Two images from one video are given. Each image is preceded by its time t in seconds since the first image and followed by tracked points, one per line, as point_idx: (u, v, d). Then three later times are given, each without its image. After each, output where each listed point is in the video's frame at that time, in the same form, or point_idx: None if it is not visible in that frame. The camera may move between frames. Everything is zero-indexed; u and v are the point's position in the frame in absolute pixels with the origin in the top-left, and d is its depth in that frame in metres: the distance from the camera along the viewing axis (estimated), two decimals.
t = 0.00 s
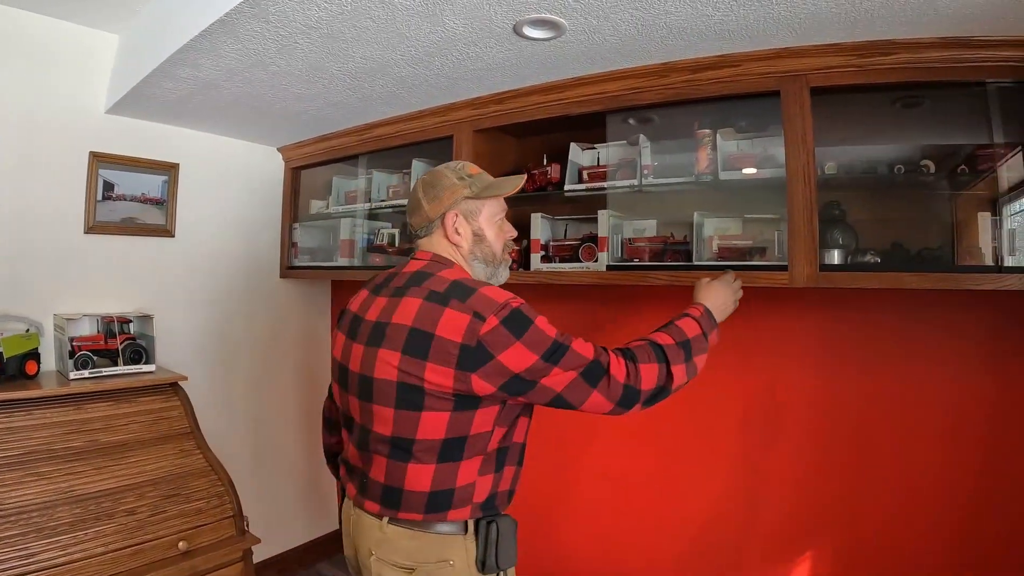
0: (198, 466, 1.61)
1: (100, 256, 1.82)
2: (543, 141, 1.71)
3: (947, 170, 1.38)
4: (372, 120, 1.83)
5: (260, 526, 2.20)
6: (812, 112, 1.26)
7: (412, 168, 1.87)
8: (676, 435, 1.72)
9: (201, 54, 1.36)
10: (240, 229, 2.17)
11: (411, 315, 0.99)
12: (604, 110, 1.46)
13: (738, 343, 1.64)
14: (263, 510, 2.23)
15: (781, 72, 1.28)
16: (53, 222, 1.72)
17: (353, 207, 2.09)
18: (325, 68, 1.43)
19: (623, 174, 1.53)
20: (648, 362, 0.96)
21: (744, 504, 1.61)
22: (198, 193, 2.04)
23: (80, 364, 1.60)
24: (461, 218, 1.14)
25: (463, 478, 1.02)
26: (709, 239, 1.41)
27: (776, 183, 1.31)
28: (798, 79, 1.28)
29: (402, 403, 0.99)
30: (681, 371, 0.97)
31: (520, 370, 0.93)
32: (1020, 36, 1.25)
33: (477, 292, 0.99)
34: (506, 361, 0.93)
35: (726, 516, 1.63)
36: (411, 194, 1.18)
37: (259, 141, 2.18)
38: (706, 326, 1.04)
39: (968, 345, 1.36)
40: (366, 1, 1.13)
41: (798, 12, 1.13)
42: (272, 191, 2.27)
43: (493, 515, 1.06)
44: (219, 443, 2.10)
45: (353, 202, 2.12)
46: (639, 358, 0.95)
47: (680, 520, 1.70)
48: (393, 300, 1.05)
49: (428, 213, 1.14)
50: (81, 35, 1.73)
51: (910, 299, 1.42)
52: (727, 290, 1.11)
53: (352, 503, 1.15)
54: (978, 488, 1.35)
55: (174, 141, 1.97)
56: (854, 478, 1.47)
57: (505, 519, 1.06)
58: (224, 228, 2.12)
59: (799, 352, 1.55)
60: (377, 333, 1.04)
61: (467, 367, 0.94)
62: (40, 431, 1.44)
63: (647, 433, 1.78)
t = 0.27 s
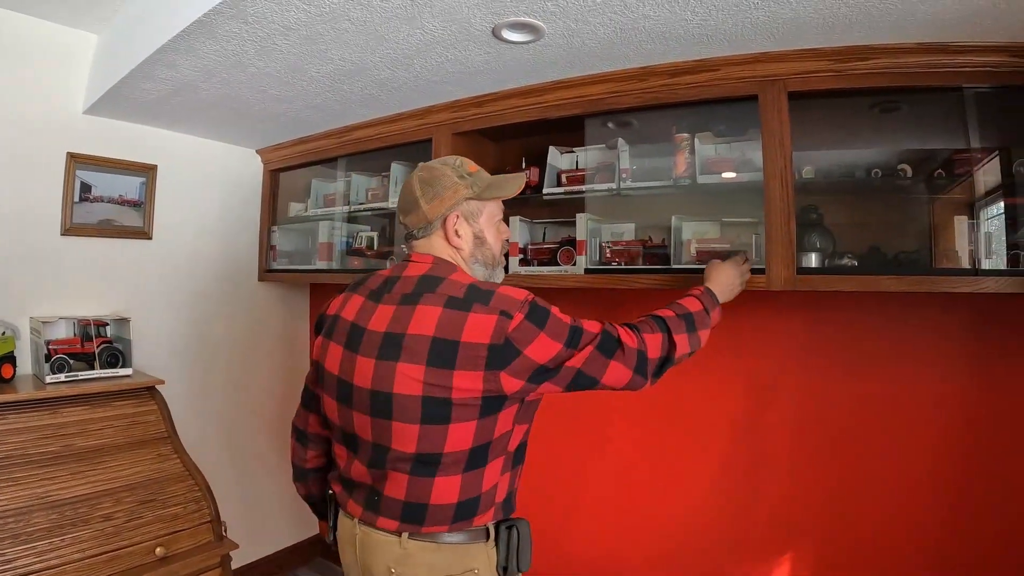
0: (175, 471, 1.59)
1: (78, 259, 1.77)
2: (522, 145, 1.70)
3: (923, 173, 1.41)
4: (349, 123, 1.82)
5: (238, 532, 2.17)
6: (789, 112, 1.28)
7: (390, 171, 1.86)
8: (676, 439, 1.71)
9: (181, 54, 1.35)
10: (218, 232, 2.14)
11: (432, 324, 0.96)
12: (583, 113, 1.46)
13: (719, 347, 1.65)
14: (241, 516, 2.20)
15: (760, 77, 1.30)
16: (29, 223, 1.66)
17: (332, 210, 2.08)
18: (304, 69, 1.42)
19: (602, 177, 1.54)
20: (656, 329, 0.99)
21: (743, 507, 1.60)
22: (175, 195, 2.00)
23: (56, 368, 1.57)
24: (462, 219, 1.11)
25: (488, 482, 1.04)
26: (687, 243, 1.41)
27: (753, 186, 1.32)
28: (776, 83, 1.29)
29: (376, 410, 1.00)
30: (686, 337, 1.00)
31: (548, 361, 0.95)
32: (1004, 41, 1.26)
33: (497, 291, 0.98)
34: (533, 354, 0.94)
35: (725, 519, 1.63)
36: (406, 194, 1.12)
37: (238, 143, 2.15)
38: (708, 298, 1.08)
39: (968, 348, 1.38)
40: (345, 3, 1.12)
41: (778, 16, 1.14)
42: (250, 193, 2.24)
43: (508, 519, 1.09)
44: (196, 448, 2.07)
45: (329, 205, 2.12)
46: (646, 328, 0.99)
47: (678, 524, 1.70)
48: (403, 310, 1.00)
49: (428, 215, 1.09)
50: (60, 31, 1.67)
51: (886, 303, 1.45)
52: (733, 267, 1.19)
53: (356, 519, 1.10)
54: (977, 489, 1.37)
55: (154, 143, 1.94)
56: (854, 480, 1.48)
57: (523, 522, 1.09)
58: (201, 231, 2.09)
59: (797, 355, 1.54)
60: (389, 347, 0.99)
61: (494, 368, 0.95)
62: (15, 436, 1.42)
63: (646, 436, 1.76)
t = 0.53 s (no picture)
0: (152, 476, 1.58)
1: (54, 261, 1.75)
2: (504, 148, 1.69)
3: (901, 177, 1.44)
4: (326, 127, 1.81)
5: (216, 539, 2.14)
6: (766, 119, 1.29)
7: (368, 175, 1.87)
8: (673, 442, 1.69)
9: (159, 56, 1.34)
10: (195, 235, 2.12)
11: (440, 334, 0.90)
12: (561, 117, 1.46)
13: (700, 349, 1.66)
14: (219, 522, 2.18)
15: (737, 82, 1.31)
16: (4, 225, 1.64)
17: (310, 214, 2.08)
18: (282, 71, 1.42)
19: (580, 181, 1.55)
20: (640, 316, 0.98)
21: (742, 510, 1.59)
22: (152, 197, 1.99)
23: (31, 372, 1.55)
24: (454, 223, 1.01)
25: (489, 485, 1.01)
26: (664, 247, 1.42)
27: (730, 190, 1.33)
28: (753, 88, 1.30)
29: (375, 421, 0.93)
30: (672, 321, 1.00)
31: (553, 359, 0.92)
32: (978, 49, 1.29)
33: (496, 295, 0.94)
34: (537, 353, 0.92)
35: (723, 525, 1.61)
36: (392, 197, 0.99)
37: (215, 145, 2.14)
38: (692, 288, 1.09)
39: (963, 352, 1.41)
40: (322, 6, 1.12)
41: (754, 22, 1.16)
42: (225, 196, 2.22)
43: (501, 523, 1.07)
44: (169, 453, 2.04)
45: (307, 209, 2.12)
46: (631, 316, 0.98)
47: (675, 529, 1.67)
48: (406, 319, 0.92)
49: (418, 221, 0.98)
50: (38, 31, 1.65)
51: (862, 309, 1.49)
52: (718, 261, 1.22)
53: (347, 532, 1.02)
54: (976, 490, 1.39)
55: (131, 145, 1.92)
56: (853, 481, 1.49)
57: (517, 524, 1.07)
58: (178, 233, 2.07)
59: (794, 359, 1.55)
60: (393, 358, 0.92)
61: (500, 371, 0.92)
62: None
63: (643, 441, 1.74)
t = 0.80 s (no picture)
0: (131, 481, 1.57)
1: (34, 263, 1.74)
2: (490, 150, 1.68)
3: (881, 180, 1.45)
4: (307, 129, 1.81)
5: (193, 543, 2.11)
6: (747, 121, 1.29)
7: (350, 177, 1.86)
8: (670, 444, 1.67)
9: (141, 56, 1.34)
10: (175, 236, 2.11)
11: (435, 340, 0.86)
12: (542, 120, 1.47)
13: (682, 350, 1.66)
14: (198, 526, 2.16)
15: (717, 85, 1.32)
16: None
17: (291, 216, 2.07)
18: (263, 72, 1.41)
19: (561, 184, 1.55)
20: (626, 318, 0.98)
21: (736, 513, 1.59)
22: (133, 199, 1.98)
23: (10, 375, 1.54)
24: (443, 227, 0.98)
25: (479, 489, 0.98)
26: (647, 249, 1.42)
27: (711, 193, 1.34)
28: (734, 92, 1.31)
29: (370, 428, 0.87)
30: (656, 323, 1.00)
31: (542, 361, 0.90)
32: (960, 52, 1.30)
33: (488, 301, 0.91)
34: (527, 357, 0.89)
35: (717, 527, 1.60)
36: (377, 202, 0.95)
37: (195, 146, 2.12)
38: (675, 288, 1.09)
39: (960, 356, 1.42)
40: (304, 7, 1.12)
41: (735, 26, 1.17)
42: (205, 197, 2.20)
43: (485, 525, 1.03)
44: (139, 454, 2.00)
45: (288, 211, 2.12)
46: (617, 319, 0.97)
47: (669, 532, 1.66)
48: (399, 325, 0.88)
49: (407, 226, 0.94)
50: (19, 31, 1.64)
51: (849, 311, 1.49)
52: (700, 259, 1.23)
53: (335, 540, 0.95)
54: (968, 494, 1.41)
55: (111, 146, 1.91)
56: (848, 484, 1.50)
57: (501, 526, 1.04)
58: (160, 235, 2.06)
59: (791, 360, 1.54)
60: (388, 365, 0.87)
61: (494, 376, 0.89)
62: None
63: (640, 443, 1.72)
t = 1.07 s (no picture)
0: (120, 483, 1.56)
1: (21, 263, 1.73)
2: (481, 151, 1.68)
3: (869, 182, 1.46)
4: (296, 129, 1.80)
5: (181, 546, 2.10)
6: (736, 123, 1.30)
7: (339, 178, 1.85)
8: (667, 445, 1.66)
9: (129, 56, 1.33)
10: (164, 236, 2.10)
11: (433, 341, 0.85)
12: (531, 121, 1.47)
13: (671, 352, 1.66)
14: (187, 528, 2.16)
15: (706, 87, 1.32)
16: None
17: (279, 217, 2.07)
18: (252, 73, 1.41)
19: (548, 186, 1.56)
20: (616, 322, 0.98)
21: (732, 514, 1.58)
22: (122, 199, 1.97)
23: None
24: (438, 229, 0.96)
25: (473, 491, 0.97)
26: (635, 251, 1.43)
27: (700, 195, 1.34)
28: (723, 94, 1.32)
29: (366, 428, 0.86)
30: (645, 327, 1.00)
31: (540, 363, 0.90)
32: (951, 55, 1.30)
33: (485, 303, 0.90)
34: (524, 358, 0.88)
35: (713, 528, 1.60)
36: (371, 205, 0.92)
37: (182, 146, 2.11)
38: (663, 291, 1.09)
39: (960, 358, 1.41)
40: (293, 7, 1.11)
41: (725, 27, 1.17)
42: (193, 197, 2.19)
43: (476, 528, 1.03)
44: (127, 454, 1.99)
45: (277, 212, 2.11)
46: (607, 323, 0.97)
47: (665, 532, 1.65)
48: (397, 324, 0.87)
49: (403, 229, 0.92)
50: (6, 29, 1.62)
51: (844, 311, 1.49)
52: (688, 259, 1.25)
53: (324, 543, 0.94)
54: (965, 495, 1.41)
55: (99, 146, 1.90)
56: (845, 485, 1.49)
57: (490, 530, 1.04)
58: (148, 235, 2.05)
59: (789, 361, 1.54)
60: (385, 364, 0.86)
61: (491, 377, 0.88)
62: None
63: (637, 444, 1.70)
